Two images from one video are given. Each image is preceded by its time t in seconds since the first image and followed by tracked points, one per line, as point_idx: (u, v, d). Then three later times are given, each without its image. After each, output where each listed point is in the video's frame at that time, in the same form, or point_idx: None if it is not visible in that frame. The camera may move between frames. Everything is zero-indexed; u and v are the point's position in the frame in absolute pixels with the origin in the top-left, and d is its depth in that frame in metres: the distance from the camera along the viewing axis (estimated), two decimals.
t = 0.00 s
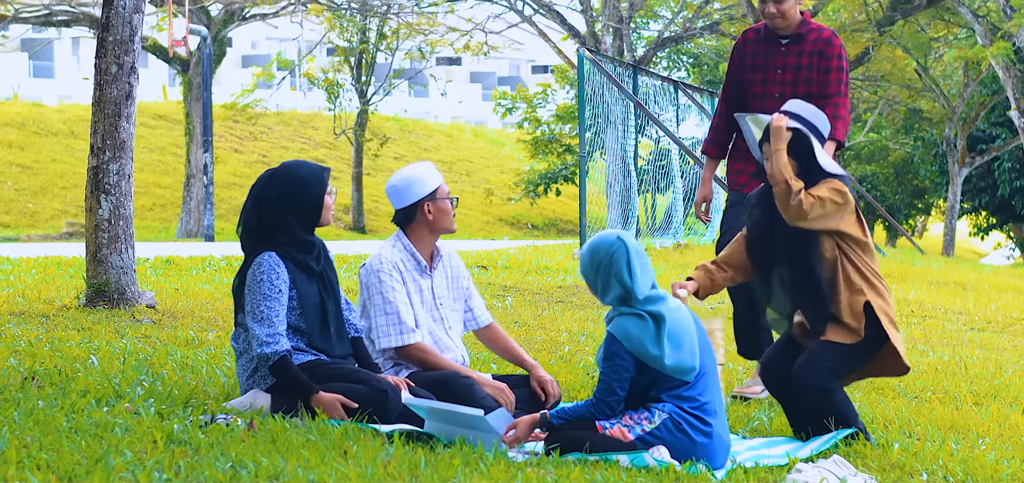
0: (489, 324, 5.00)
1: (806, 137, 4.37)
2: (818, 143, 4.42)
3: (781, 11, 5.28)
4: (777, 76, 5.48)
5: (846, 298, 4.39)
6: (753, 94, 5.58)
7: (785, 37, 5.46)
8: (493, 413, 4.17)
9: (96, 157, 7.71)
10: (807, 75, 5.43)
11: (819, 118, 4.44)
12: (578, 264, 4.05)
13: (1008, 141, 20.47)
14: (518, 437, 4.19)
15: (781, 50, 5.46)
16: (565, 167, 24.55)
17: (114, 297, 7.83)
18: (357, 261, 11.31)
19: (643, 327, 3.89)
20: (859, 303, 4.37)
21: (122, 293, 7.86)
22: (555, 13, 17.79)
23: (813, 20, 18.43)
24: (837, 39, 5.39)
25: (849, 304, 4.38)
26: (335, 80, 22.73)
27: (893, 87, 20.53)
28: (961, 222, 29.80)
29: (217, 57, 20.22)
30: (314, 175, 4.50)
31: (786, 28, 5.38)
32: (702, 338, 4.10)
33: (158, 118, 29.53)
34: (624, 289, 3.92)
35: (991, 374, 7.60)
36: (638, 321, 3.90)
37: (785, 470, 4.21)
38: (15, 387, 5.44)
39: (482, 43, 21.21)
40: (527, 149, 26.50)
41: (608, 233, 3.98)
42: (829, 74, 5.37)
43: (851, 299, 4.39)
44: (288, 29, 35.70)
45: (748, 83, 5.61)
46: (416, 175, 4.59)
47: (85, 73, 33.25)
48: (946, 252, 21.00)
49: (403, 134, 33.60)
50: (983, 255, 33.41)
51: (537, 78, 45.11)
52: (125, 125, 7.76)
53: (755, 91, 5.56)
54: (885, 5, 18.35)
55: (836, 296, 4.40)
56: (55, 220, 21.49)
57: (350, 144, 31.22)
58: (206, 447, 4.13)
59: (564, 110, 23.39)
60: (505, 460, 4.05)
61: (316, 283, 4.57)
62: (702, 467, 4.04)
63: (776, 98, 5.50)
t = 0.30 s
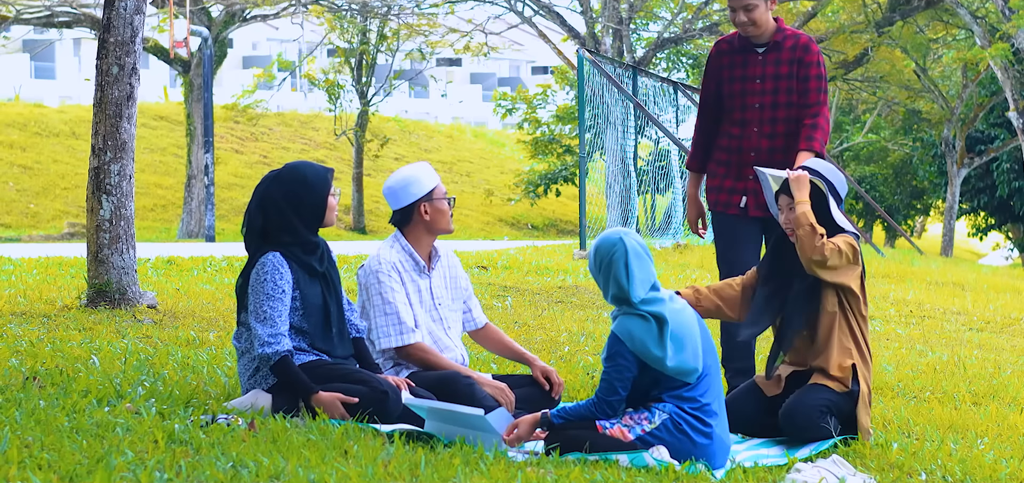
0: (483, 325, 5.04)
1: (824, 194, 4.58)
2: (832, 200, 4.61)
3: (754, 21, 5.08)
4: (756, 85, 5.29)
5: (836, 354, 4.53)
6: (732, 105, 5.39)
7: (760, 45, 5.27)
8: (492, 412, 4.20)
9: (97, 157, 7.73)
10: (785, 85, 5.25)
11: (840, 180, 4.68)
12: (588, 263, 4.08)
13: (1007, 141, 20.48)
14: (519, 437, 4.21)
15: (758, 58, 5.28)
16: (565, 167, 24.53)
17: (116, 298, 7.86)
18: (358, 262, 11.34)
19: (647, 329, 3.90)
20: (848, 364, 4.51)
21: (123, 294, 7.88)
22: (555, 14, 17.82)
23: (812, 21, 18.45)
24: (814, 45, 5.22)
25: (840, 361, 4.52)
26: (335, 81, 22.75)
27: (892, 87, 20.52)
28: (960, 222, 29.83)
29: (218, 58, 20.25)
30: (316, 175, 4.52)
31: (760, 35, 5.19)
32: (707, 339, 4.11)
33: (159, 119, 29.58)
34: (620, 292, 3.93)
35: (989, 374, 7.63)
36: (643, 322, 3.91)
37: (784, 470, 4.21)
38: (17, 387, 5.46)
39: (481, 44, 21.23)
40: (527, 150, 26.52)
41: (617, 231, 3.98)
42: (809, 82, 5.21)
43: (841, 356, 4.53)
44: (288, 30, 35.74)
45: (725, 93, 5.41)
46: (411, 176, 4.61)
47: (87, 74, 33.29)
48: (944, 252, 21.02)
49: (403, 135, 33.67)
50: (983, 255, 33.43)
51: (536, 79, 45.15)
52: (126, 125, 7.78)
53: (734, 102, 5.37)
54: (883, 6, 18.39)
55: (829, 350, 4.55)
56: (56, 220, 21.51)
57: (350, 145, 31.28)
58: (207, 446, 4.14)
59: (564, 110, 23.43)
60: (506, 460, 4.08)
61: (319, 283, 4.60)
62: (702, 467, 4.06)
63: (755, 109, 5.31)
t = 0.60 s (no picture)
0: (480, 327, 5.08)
1: (800, 194, 4.48)
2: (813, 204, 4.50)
3: (713, 8, 5.09)
4: (719, 72, 5.26)
5: (824, 365, 4.44)
6: (698, 93, 5.37)
7: (723, 32, 5.25)
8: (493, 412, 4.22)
9: (99, 158, 7.76)
10: (750, 73, 5.20)
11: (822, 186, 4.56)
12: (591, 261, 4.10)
13: (1005, 142, 20.48)
14: (520, 437, 4.24)
15: (722, 45, 5.25)
16: (565, 168, 24.49)
17: (117, 298, 7.88)
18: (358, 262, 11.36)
19: (648, 331, 3.91)
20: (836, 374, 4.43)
21: (124, 294, 7.91)
22: (555, 15, 17.85)
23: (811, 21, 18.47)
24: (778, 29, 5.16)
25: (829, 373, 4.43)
26: (336, 82, 22.77)
27: (891, 88, 20.54)
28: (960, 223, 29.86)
29: (219, 59, 20.29)
30: (319, 177, 4.55)
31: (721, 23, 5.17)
32: (708, 341, 4.12)
33: (161, 120, 29.62)
34: (622, 292, 3.94)
35: (988, 374, 7.65)
36: (644, 325, 3.91)
37: (783, 468, 4.23)
38: (18, 387, 5.49)
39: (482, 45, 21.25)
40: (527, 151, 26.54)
41: (623, 230, 3.99)
42: (776, 68, 5.15)
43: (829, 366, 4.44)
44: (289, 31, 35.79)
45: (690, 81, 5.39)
46: (413, 177, 4.63)
47: (88, 75, 33.31)
48: (943, 252, 21.04)
49: (403, 136, 33.72)
50: (982, 255, 33.46)
51: (536, 80, 45.22)
52: (128, 126, 7.81)
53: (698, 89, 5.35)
54: (882, 7, 18.45)
55: (815, 359, 4.47)
56: (57, 221, 21.54)
57: (351, 146, 31.32)
58: (207, 446, 4.16)
59: (564, 111, 23.46)
60: (505, 459, 4.10)
61: (322, 285, 4.62)
62: (701, 467, 4.07)
63: (719, 96, 5.28)
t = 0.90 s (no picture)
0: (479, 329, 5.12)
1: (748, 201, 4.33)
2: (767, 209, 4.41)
3: (694, 10, 5.03)
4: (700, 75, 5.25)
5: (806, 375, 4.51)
6: (676, 94, 5.35)
7: (703, 33, 5.21)
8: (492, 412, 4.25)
9: (100, 159, 7.79)
10: (729, 78, 5.18)
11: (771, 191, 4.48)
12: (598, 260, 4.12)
13: (1004, 143, 20.48)
14: (519, 438, 4.29)
15: (702, 47, 5.22)
16: (564, 169, 24.49)
17: (117, 298, 7.91)
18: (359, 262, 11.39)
19: (650, 332, 3.92)
20: (821, 383, 4.52)
21: (125, 294, 7.94)
22: (555, 16, 17.87)
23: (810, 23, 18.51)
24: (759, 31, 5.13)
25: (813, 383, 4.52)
26: (337, 82, 22.81)
27: (890, 89, 20.58)
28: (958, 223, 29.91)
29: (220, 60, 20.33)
30: (323, 186, 4.55)
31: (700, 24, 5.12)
32: (710, 343, 4.13)
33: (162, 120, 29.67)
34: (624, 292, 3.96)
35: (986, 374, 7.67)
36: (646, 325, 3.92)
37: (782, 468, 4.26)
38: (20, 387, 5.51)
39: (481, 46, 21.29)
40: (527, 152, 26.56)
41: (627, 230, 3.99)
42: (756, 74, 5.12)
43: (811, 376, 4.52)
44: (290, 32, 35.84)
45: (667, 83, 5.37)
46: (412, 175, 4.66)
47: (89, 75, 33.33)
48: (942, 253, 21.06)
49: (404, 136, 33.77)
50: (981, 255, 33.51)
51: (536, 81, 45.25)
52: (129, 127, 7.84)
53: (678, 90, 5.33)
54: (881, 9, 18.50)
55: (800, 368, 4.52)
56: (59, 221, 21.57)
57: (351, 146, 31.37)
58: (208, 446, 4.18)
59: (564, 112, 23.47)
60: (506, 459, 4.12)
61: (315, 286, 4.64)
62: (701, 466, 4.08)
63: (697, 101, 5.27)
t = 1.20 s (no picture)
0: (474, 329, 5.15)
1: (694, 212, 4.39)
2: (717, 222, 4.48)
3: (671, 52, 4.96)
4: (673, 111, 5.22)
5: (777, 374, 4.54)
6: (649, 123, 5.35)
7: (680, 71, 5.14)
8: (493, 412, 4.28)
9: (101, 159, 7.82)
10: (702, 118, 5.16)
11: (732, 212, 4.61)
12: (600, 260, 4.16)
13: (1002, 143, 20.45)
14: (520, 437, 4.32)
15: (675, 83, 5.17)
16: (564, 169, 24.53)
17: (119, 298, 7.95)
18: (361, 262, 11.43)
19: (652, 332, 3.96)
20: (795, 378, 4.52)
21: (127, 295, 7.98)
22: (555, 17, 17.90)
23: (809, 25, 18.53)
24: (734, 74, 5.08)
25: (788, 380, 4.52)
26: (337, 83, 22.85)
27: (888, 90, 20.66)
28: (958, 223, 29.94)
29: (221, 60, 20.37)
30: (323, 191, 4.54)
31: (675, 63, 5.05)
32: (711, 344, 4.15)
33: (163, 121, 29.72)
34: (630, 292, 3.98)
35: (985, 374, 7.69)
36: (648, 325, 3.96)
37: (781, 468, 4.28)
38: (22, 387, 5.54)
39: (481, 47, 21.31)
40: (527, 153, 26.58)
41: (628, 227, 4.02)
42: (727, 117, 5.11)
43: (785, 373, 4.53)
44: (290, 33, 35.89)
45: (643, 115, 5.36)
46: (409, 172, 4.69)
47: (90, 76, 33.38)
48: (940, 253, 21.06)
49: (404, 137, 33.80)
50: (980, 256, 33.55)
51: (536, 82, 45.28)
52: (129, 128, 7.87)
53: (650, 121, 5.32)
54: (880, 10, 18.54)
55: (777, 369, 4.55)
56: (60, 221, 21.61)
57: (352, 147, 31.40)
58: (209, 446, 4.21)
59: (564, 112, 23.47)
60: (505, 459, 4.15)
61: (311, 287, 4.70)
62: (700, 466, 4.10)
63: (670, 137, 5.27)
